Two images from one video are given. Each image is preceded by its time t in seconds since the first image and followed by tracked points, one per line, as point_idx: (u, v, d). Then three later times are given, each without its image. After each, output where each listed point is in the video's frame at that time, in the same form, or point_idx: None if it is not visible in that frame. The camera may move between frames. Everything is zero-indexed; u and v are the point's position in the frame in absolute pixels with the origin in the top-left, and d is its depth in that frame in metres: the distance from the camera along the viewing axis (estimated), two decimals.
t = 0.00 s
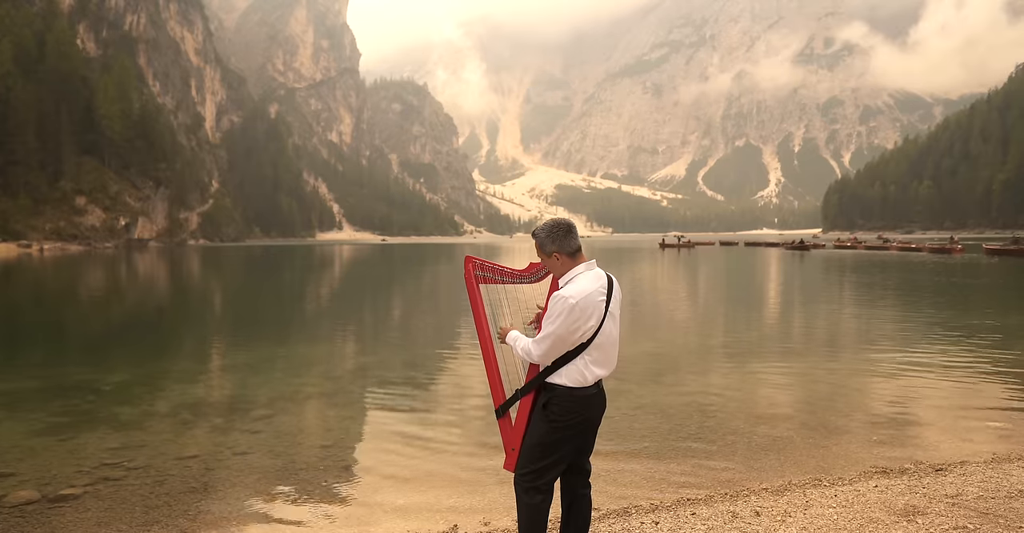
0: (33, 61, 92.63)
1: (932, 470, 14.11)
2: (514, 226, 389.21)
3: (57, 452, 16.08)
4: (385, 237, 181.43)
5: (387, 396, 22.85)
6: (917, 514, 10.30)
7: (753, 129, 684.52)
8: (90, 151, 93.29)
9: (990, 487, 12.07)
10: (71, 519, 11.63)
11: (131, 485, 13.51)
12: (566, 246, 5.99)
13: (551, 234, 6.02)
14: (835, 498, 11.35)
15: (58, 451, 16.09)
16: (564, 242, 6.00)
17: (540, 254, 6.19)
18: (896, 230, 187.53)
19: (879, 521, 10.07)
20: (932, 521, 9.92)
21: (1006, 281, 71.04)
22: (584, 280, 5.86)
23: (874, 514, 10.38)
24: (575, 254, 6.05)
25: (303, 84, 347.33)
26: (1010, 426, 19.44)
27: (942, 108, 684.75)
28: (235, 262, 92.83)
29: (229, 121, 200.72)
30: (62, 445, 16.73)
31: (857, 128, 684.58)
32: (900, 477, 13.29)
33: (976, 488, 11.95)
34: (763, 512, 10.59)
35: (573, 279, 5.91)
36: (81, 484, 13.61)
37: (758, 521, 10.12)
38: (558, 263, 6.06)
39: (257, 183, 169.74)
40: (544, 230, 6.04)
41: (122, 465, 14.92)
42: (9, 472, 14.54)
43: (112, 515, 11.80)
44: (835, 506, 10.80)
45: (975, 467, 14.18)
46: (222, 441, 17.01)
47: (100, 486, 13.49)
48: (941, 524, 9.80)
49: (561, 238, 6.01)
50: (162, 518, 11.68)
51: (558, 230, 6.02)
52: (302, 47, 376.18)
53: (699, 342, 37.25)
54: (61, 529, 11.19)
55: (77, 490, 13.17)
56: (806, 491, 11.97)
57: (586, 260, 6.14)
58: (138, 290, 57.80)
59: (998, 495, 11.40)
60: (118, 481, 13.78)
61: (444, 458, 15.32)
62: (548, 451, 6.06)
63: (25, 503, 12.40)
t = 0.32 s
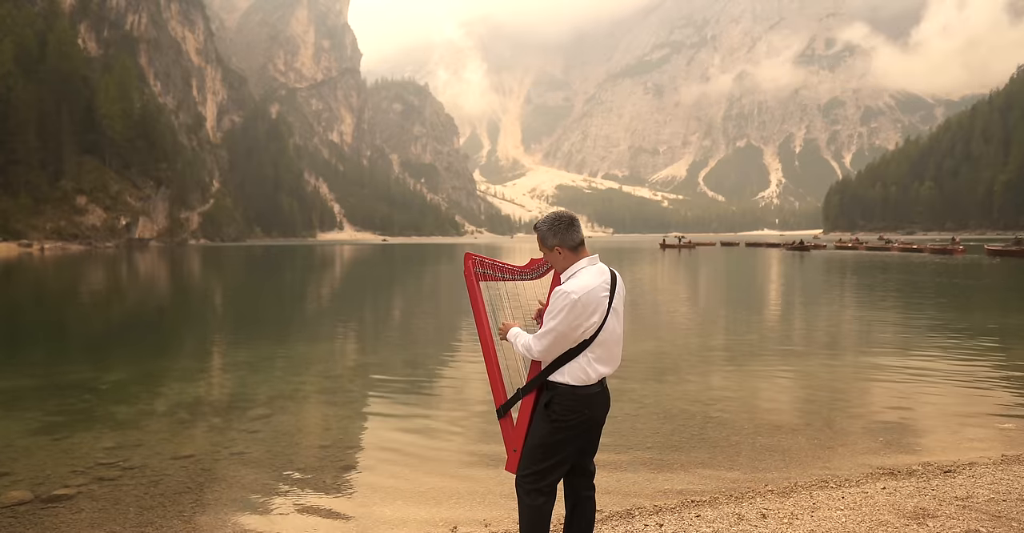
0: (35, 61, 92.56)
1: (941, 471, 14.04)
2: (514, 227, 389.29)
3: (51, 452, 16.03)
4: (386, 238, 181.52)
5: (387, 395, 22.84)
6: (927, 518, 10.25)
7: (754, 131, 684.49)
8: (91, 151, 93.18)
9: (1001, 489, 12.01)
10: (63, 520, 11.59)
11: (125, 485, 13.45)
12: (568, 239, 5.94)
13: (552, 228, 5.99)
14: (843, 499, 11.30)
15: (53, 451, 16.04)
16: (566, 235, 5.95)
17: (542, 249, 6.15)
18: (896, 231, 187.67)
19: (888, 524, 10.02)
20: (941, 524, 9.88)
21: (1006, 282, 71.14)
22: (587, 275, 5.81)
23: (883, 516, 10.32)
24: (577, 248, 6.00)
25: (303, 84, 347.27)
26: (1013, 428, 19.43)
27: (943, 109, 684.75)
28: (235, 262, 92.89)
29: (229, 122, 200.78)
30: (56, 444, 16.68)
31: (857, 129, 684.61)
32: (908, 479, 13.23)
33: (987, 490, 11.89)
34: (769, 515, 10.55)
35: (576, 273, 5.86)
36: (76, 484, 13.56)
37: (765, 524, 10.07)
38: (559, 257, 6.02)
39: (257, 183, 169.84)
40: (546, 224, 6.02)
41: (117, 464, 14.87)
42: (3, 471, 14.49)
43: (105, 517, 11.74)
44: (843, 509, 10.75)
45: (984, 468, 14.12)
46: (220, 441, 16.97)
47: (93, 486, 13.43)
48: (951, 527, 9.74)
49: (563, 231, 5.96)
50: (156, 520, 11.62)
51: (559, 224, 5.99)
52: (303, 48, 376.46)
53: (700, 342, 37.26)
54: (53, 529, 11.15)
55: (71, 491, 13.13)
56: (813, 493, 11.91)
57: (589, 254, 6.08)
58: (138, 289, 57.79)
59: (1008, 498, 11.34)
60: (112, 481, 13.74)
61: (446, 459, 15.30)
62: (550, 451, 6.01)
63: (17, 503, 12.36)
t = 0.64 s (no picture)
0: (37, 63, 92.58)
1: (953, 476, 13.98)
2: (516, 230, 389.61)
3: (48, 454, 16.01)
4: (387, 239, 181.59)
5: (387, 398, 22.86)
6: (941, 524, 10.19)
7: (756, 133, 684.62)
8: (92, 153, 93.15)
9: (1015, 494, 11.97)
10: (57, 525, 11.54)
11: (122, 489, 13.40)
12: (572, 238, 5.90)
13: (556, 227, 5.95)
14: (855, 505, 11.26)
15: (49, 454, 15.99)
16: (571, 234, 5.91)
17: (545, 247, 6.12)
18: (898, 234, 187.77)
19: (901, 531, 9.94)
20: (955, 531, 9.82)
21: (1008, 284, 71.07)
22: (594, 273, 5.73)
23: (896, 523, 10.25)
24: (582, 246, 5.95)
25: (304, 86, 347.49)
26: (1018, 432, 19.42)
27: (944, 111, 684.89)
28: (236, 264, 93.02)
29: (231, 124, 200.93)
30: (53, 447, 16.65)
31: (859, 131, 684.74)
32: (920, 483, 13.20)
33: (1001, 495, 11.86)
34: (779, 521, 10.48)
35: (581, 272, 5.80)
36: (73, 487, 13.51)
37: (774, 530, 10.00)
38: (565, 255, 5.98)
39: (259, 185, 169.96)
40: (549, 223, 5.99)
41: (115, 468, 14.83)
42: None
43: (101, 522, 11.67)
44: (855, 515, 10.71)
45: (996, 473, 14.07)
46: (220, 443, 16.91)
47: (89, 490, 13.38)
48: None
49: (569, 229, 5.92)
50: (153, 525, 11.56)
51: (566, 221, 5.95)
52: (305, 50, 376.99)
53: (701, 345, 37.22)
54: None
55: (67, 494, 13.10)
56: (824, 498, 11.86)
57: (595, 252, 6.05)
58: (139, 290, 57.95)
59: None
60: (109, 485, 13.68)
61: (449, 462, 15.24)
62: (555, 457, 5.96)
63: (11, 507, 12.31)
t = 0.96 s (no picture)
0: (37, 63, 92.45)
1: (967, 478, 13.91)
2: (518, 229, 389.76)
3: (44, 455, 15.96)
4: (387, 240, 181.54)
5: (387, 398, 22.83)
6: (959, 527, 10.09)
7: (756, 132, 684.66)
8: (93, 152, 93.07)
9: None
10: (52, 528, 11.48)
11: (119, 491, 13.35)
12: (580, 233, 5.87)
13: (564, 222, 5.92)
14: (868, 508, 11.17)
15: (46, 455, 15.96)
16: (579, 229, 5.88)
17: (551, 244, 6.07)
18: (899, 233, 187.72)
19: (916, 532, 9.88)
20: None
21: (1008, 283, 71.09)
22: (603, 270, 5.65)
23: (911, 526, 10.17)
24: (592, 242, 5.90)
25: (304, 86, 347.33)
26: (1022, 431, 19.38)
27: (944, 110, 684.80)
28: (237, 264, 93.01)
29: (232, 124, 200.72)
30: (49, 448, 16.59)
31: (860, 130, 684.72)
32: (933, 484, 13.13)
33: (1017, 498, 11.78)
34: (791, 524, 10.40)
35: (590, 270, 5.71)
36: (67, 490, 13.42)
37: None
38: (572, 252, 5.93)
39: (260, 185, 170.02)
40: (556, 218, 5.96)
41: (111, 470, 14.77)
42: None
43: (98, 525, 11.67)
44: (869, 517, 10.63)
45: (1010, 475, 13.99)
46: (217, 445, 16.86)
47: (85, 492, 13.31)
48: None
49: (575, 225, 5.90)
50: (148, 527, 11.50)
51: (573, 218, 5.91)
52: (305, 50, 377.03)
53: (703, 344, 37.17)
54: None
55: (63, 497, 13.04)
56: (836, 500, 11.78)
57: (603, 248, 5.98)
58: (140, 290, 57.96)
59: None
60: (106, 487, 13.65)
61: (452, 463, 15.19)
62: (563, 459, 5.91)
63: (6, 510, 12.28)
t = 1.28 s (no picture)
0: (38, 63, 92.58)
1: (977, 481, 13.88)
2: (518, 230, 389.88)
3: (38, 458, 15.91)
4: (387, 240, 181.56)
5: (389, 398, 22.88)
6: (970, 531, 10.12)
7: (757, 133, 684.77)
8: (93, 153, 93.17)
9: None
10: None
11: (114, 494, 13.31)
12: (587, 230, 5.80)
13: (571, 217, 5.85)
14: (880, 511, 11.15)
15: (40, 457, 15.91)
16: (586, 224, 5.80)
17: (556, 239, 6.02)
18: (900, 234, 187.74)
19: None
20: None
21: (1008, 284, 71.08)
22: (610, 267, 5.58)
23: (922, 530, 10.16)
24: (599, 238, 5.84)
25: (304, 87, 347.45)
26: None
27: (944, 111, 684.89)
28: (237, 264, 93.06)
29: (232, 124, 200.76)
30: (44, 450, 16.57)
31: (860, 131, 684.72)
32: (945, 487, 13.11)
33: None
34: (802, 528, 10.39)
35: (598, 266, 5.65)
36: (61, 493, 13.37)
37: None
38: (579, 249, 5.86)
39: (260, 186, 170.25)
40: (563, 214, 5.90)
41: (107, 473, 14.71)
42: None
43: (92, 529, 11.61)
44: (880, 521, 10.62)
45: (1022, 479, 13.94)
46: (214, 446, 16.81)
47: (78, 496, 13.24)
48: None
49: (582, 221, 5.83)
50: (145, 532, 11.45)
51: (579, 213, 5.87)
52: (305, 50, 376.82)
53: (703, 345, 37.17)
54: None
55: (57, 500, 12.98)
56: (846, 504, 11.76)
57: (610, 244, 5.93)
58: (140, 291, 58.00)
59: None
60: (102, 490, 13.60)
61: (454, 465, 15.16)
62: (569, 463, 5.86)
63: None
